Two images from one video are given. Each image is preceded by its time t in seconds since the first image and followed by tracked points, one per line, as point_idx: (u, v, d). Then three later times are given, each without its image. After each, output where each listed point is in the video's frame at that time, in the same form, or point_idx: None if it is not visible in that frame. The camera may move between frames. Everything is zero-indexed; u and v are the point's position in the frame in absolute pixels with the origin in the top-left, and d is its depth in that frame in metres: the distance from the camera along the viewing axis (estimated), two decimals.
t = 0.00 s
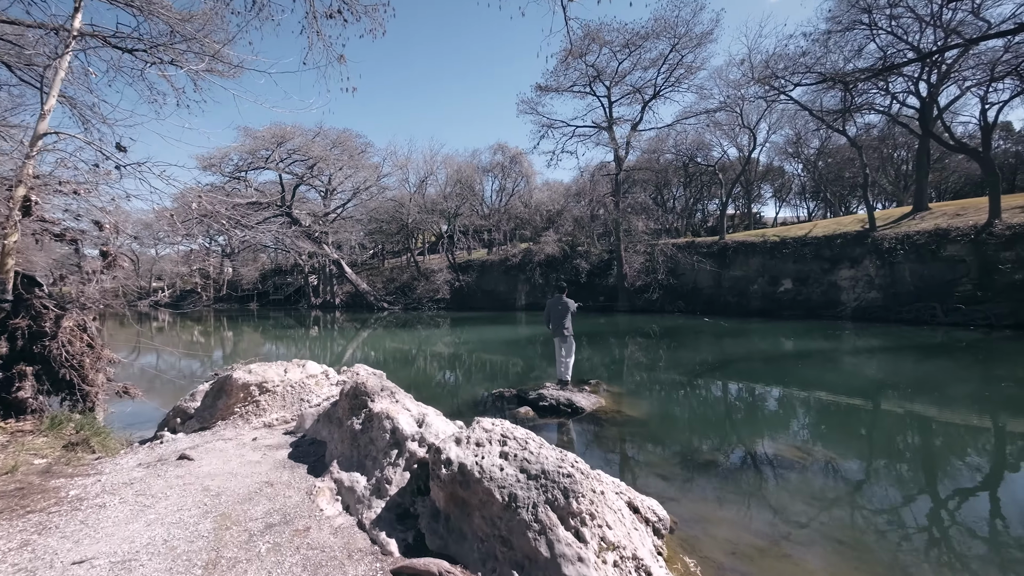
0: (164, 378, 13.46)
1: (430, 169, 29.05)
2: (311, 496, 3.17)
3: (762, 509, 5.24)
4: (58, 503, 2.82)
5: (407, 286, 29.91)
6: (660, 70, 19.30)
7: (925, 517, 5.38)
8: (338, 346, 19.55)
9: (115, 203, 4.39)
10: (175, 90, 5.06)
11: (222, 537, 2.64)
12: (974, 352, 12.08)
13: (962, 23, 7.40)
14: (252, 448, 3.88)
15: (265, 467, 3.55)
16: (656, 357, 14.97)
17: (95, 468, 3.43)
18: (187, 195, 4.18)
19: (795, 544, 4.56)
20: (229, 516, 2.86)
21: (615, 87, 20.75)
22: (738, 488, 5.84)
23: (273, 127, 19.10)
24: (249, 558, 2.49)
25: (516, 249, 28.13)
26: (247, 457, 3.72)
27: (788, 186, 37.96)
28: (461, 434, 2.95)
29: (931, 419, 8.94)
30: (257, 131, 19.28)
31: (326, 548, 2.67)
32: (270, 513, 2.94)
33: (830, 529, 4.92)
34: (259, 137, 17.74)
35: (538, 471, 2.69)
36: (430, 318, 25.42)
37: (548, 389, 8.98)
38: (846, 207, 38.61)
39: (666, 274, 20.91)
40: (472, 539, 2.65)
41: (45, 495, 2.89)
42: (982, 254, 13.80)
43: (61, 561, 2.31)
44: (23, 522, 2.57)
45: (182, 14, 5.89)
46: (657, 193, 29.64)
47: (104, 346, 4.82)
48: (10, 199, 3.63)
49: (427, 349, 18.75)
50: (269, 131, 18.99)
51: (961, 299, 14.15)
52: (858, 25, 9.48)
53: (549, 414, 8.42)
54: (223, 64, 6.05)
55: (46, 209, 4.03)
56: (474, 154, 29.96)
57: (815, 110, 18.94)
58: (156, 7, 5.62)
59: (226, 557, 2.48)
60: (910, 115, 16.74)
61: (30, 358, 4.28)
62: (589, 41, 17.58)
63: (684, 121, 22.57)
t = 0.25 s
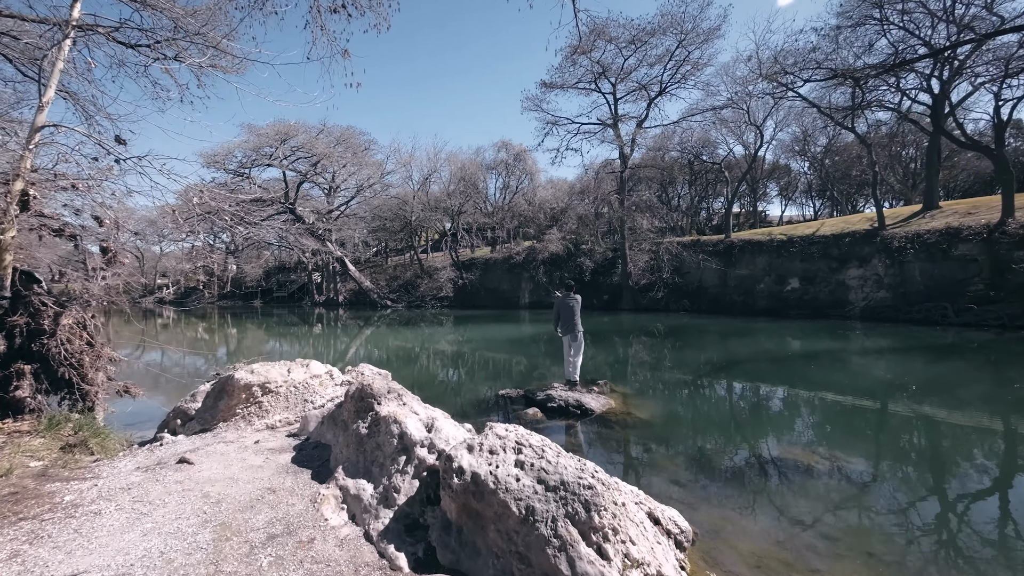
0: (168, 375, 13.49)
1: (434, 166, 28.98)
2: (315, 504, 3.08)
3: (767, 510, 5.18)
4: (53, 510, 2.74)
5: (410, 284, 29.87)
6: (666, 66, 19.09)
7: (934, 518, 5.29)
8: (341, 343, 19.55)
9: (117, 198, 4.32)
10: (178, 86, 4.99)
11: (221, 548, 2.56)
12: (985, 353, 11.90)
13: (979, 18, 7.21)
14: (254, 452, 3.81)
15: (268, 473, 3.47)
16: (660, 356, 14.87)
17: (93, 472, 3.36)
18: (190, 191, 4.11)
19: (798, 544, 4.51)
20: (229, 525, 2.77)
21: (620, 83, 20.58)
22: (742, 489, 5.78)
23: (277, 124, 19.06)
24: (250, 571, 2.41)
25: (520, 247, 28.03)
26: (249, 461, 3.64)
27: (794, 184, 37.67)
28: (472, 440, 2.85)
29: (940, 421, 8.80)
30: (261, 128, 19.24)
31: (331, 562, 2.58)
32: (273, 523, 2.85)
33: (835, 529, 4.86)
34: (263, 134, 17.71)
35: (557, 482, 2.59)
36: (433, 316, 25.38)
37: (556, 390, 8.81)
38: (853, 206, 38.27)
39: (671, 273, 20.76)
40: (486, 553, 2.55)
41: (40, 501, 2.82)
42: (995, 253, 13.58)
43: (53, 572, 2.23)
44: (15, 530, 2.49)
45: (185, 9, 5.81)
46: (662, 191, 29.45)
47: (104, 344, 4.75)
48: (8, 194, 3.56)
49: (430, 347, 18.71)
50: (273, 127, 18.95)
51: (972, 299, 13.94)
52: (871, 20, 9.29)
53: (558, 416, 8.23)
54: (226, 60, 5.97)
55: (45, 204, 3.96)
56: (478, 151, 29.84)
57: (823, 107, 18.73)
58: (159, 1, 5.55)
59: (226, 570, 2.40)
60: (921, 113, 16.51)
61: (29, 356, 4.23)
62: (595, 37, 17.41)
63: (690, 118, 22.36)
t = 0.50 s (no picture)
0: (177, 371, 13.61)
1: (440, 164, 28.94)
2: (325, 512, 3.02)
3: (776, 511, 5.12)
4: (57, 514, 2.70)
5: (416, 281, 29.89)
6: (675, 62, 18.87)
7: (946, 520, 5.19)
8: (347, 340, 19.62)
9: (125, 195, 4.31)
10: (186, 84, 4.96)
11: (228, 558, 2.50)
12: (1000, 354, 11.64)
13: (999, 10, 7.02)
14: (261, 455, 3.76)
15: (276, 477, 3.42)
16: (666, 355, 14.76)
17: (99, 475, 3.33)
18: (198, 188, 4.07)
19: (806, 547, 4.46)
20: (236, 533, 2.72)
21: (628, 79, 20.40)
22: (748, 488, 5.74)
23: (284, 122, 19.09)
24: None
25: (526, 245, 27.94)
26: (256, 465, 3.59)
27: (804, 181, 37.20)
28: (487, 447, 2.78)
29: (954, 422, 8.62)
30: (268, 125, 19.29)
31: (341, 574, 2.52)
32: (281, 532, 2.79)
33: (844, 530, 4.79)
34: (270, 132, 17.75)
35: (579, 494, 2.50)
36: (438, 313, 25.39)
37: (567, 391, 8.68)
38: (863, 203, 37.75)
39: (678, 271, 20.58)
40: (503, 567, 2.47)
41: (46, 504, 2.79)
42: (1012, 251, 13.28)
43: None
44: (17, 535, 2.45)
45: (193, 5, 5.77)
46: (669, 188, 29.22)
47: (111, 342, 4.73)
48: (15, 189, 3.54)
49: (435, 344, 18.72)
50: (280, 125, 18.99)
51: (990, 298, 13.63)
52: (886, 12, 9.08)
53: (569, 417, 8.09)
54: (233, 57, 5.93)
55: (51, 201, 3.93)
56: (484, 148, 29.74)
57: (834, 102, 18.44)
58: None
59: None
60: (936, 108, 16.18)
61: (36, 354, 4.21)
62: (603, 32, 17.24)
63: (699, 114, 22.11)
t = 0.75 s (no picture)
0: (189, 367, 13.77)
1: (447, 161, 28.91)
2: (340, 517, 2.98)
3: (789, 511, 5.07)
4: (69, 515, 2.69)
5: (423, 279, 29.95)
6: (686, 56, 18.60)
7: (964, 523, 5.07)
8: (355, 337, 19.74)
9: (137, 192, 4.31)
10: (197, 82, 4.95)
11: (241, 563, 2.48)
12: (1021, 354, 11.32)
13: None
14: (274, 456, 3.74)
15: (289, 480, 3.39)
16: (675, 353, 14.63)
17: (112, 474, 3.32)
18: (208, 185, 4.07)
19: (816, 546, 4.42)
20: (249, 537, 2.69)
21: (638, 74, 20.16)
22: (758, 487, 5.69)
23: (293, 119, 19.16)
24: None
25: (533, 242, 27.83)
26: (269, 466, 3.57)
27: (816, 178, 36.62)
28: (507, 452, 2.72)
29: (972, 423, 8.41)
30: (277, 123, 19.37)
31: None
32: (295, 537, 2.75)
33: (857, 531, 4.72)
34: (280, 129, 17.81)
35: (607, 504, 2.44)
36: (446, 311, 25.44)
37: (579, 391, 8.55)
38: (877, 199, 37.06)
39: (688, 269, 20.38)
40: None
41: (59, 504, 2.79)
42: None
43: None
44: (30, 537, 2.44)
45: (203, 3, 5.75)
46: (679, 185, 28.92)
47: (123, 340, 4.75)
48: (28, 186, 3.53)
49: (443, 341, 18.75)
50: (289, 122, 19.06)
51: (1011, 297, 13.27)
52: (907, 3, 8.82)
53: (583, 417, 7.94)
54: (242, 55, 5.90)
55: (63, 198, 3.92)
56: (492, 145, 29.67)
57: (849, 97, 18.08)
58: None
59: None
60: (956, 101, 15.76)
61: (49, 352, 4.22)
62: (612, 26, 17.03)
63: (710, 109, 21.80)
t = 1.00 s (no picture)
0: (200, 363, 13.92)
1: (455, 157, 28.85)
2: (358, 521, 2.93)
3: (803, 510, 5.00)
4: (83, 517, 2.67)
5: (431, 276, 29.97)
6: (696, 49, 18.29)
7: (983, 524, 4.95)
8: (364, 333, 19.84)
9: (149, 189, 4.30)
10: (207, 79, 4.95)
11: (257, 568, 2.44)
12: None
13: None
14: (289, 456, 3.71)
15: (305, 480, 3.36)
16: (685, 350, 14.48)
17: (126, 474, 3.32)
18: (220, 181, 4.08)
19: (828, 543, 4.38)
20: (266, 541, 2.65)
21: (648, 68, 19.90)
22: (769, 486, 5.62)
23: (301, 117, 19.20)
24: None
25: (541, 239, 27.69)
26: (284, 466, 3.54)
27: (829, 172, 36.00)
28: (532, 455, 2.66)
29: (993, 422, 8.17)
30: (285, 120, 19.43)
31: None
32: (313, 542, 2.70)
33: (870, 531, 4.65)
34: (288, 127, 17.85)
35: (644, 513, 2.36)
36: (453, 308, 25.45)
37: (594, 389, 8.41)
38: (892, 193, 36.31)
39: (698, 265, 20.13)
40: None
41: (74, 505, 2.77)
42: None
43: None
44: (44, 539, 2.42)
45: None
46: (688, 180, 28.57)
47: (136, 337, 4.77)
48: (41, 182, 3.52)
49: (450, 338, 18.76)
50: (297, 120, 19.10)
51: None
52: None
53: (599, 417, 7.78)
54: (251, 52, 5.87)
55: (77, 194, 3.91)
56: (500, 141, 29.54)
57: (865, 89, 17.67)
58: None
59: None
60: (977, 93, 15.31)
61: (63, 349, 4.22)
62: (622, 19, 16.78)
63: (721, 103, 21.46)
